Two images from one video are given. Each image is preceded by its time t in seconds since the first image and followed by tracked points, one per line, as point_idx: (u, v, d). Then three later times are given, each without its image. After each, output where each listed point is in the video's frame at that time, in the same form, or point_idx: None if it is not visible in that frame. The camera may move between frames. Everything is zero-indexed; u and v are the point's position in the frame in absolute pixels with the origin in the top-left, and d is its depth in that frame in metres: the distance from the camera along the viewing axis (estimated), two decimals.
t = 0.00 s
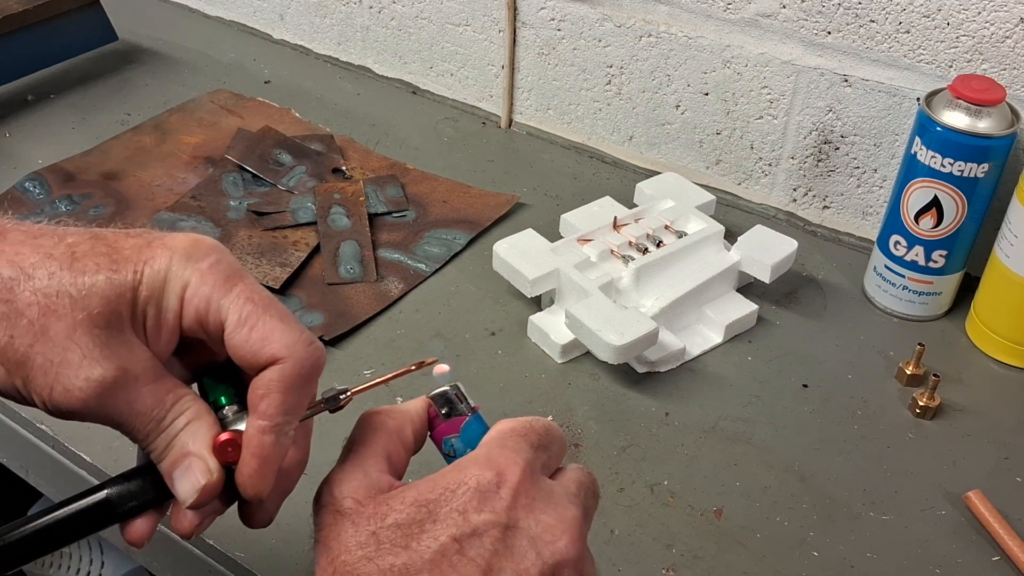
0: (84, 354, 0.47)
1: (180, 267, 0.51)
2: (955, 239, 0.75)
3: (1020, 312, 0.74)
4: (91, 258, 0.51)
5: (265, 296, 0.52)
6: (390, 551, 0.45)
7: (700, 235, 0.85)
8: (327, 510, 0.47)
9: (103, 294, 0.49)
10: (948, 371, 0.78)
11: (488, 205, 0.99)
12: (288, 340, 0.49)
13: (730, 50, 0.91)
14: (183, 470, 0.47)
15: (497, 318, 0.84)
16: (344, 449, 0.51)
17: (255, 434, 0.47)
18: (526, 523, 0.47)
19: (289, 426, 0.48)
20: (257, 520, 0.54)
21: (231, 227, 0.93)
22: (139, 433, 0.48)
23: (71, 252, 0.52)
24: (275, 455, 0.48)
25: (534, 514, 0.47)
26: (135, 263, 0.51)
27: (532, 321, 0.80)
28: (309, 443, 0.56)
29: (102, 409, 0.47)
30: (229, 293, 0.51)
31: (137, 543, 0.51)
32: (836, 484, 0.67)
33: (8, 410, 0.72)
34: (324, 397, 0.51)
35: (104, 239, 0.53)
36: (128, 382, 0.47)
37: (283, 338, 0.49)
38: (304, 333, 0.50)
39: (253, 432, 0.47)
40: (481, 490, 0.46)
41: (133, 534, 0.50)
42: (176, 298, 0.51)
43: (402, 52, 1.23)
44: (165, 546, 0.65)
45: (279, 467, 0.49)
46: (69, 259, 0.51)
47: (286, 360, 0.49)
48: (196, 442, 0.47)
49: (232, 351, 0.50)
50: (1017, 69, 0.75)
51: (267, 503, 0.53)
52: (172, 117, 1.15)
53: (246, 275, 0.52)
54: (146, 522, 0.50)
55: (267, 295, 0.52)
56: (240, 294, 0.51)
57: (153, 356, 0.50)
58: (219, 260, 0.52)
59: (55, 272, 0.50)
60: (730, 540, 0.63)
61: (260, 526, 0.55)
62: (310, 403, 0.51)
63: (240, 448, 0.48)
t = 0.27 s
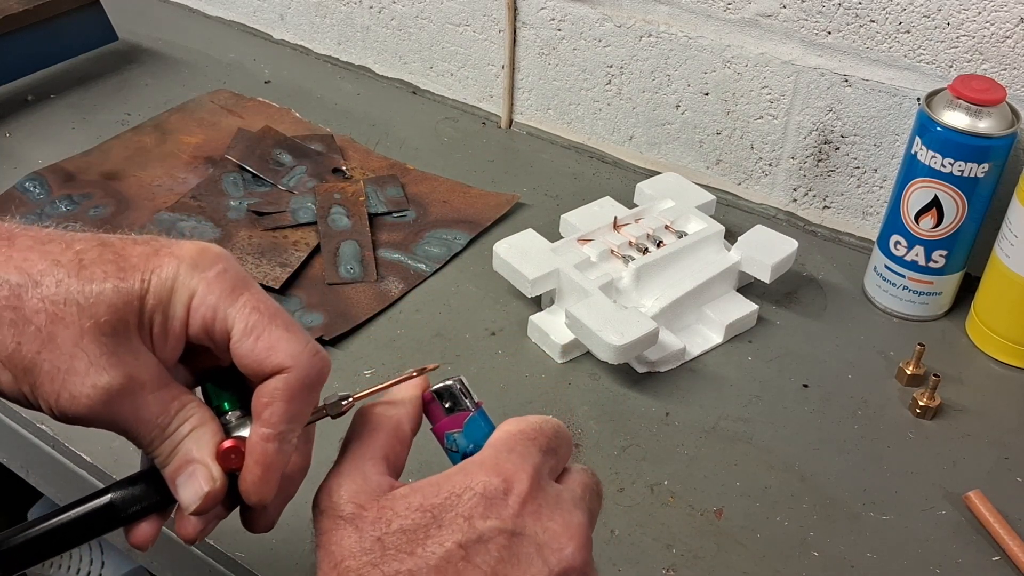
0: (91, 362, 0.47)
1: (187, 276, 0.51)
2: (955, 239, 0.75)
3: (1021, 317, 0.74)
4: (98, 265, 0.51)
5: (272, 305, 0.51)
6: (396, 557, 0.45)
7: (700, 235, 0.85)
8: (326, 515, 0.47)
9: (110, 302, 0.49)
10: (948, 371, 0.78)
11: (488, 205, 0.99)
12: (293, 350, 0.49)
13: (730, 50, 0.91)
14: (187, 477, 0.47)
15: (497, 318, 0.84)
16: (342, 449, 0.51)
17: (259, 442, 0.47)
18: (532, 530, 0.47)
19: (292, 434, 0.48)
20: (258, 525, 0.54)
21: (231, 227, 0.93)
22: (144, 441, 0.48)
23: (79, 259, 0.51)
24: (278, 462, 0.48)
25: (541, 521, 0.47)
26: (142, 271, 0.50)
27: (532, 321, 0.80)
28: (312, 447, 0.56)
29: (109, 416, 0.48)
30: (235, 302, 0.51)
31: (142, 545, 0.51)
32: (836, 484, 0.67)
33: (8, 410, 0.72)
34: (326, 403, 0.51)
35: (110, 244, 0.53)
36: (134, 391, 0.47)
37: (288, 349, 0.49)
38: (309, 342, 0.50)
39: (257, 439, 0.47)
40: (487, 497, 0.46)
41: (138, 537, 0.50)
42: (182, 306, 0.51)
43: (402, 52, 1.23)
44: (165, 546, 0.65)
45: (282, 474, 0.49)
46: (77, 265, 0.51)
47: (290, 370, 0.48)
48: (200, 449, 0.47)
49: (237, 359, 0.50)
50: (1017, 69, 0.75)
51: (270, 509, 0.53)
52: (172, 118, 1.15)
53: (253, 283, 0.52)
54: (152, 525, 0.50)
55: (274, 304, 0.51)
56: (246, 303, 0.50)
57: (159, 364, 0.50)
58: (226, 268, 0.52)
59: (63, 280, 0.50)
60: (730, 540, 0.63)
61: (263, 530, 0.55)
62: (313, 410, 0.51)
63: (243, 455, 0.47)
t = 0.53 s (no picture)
0: (97, 365, 0.47)
1: (192, 277, 0.51)
2: (955, 239, 0.75)
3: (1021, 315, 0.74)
4: (103, 267, 0.51)
5: (277, 306, 0.51)
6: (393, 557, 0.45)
7: (700, 235, 0.85)
8: (327, 514, 0.47)
9: (115, 304, 0.49)
10: (948, 371, 0.78)
11: (488, 205, 0.99)
12: (299, 349, 0.49)
13: (730, 50, 0.91)
14: (189, 479, 0.47)
15: (497, 318, 0.84)
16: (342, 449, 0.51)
17: (260, 439, 0.47)
18: (530, 528, 0.47)
19: (294, 432, 0.48)
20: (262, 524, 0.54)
21: (231, 227, 0.93)
22: (149, 443, 0.48)
23: (85, 261, 0.51)
24: (280, 459, 0.48)
25: (538, 519, 0.47)
26: (147, 273, 0.50)
27: (532, 321, 0.80)
28: (314, 446, 0.56)
29: (114, 418, 0.48)
30: (240, 303, 0.51)
31: (148, 546, 0.51)
32: (836, 484, 0.67)
33: (8, 410, 0.72)
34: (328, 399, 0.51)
35: (115, 246, 0.53)
36: (139, 393, 0.47)
37: (293, 349, 0.49)
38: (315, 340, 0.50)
39: (258, 436, 0.47)
40: (484, 495, 0.46)
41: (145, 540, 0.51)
42: (188, 308, 0.51)
43: (402, 52, 1.23)
44: (165, 546, 0.65)
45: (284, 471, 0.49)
46: (82, 267, 0.51)
47: (295, 369, 0.48)
48: (203, 452, 0.48)
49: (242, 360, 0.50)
50: (1017, 69, 0.75)
51: (273, 507, 0.54)
52: (172, 118, 1.15)
53: (258, 284, 0.52)
54: (158, 525, 0.50)
55: (279, 305, 0.51)
56: (251, 304, 0.50)
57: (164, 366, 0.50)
58: (231, 269, 0.52)
59: (69, 282, 0.50)
60: (730, 540, 0.63)
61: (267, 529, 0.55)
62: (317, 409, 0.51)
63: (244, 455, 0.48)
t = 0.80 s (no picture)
0: (95, 366, 0.48)
1: (190, 278, 0.51)
2: (955, 239, 0.75)
3: (1020, 315, 0.74)
4: (102, 268, 0.51)
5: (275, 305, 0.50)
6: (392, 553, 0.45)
7: (700, 235, 0.85)
8: (329, 508, 0.47)
9: (114, 306, 0.49)
10: (948, 371, 0.78)
11: (488, 205, 0.99)
12: (297, 349, 0.48)
13: (730, 50, 0.91)
14: (189, 479, 0.47)
15: (497, 318, 0.84)
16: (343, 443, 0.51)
17: (259, 437, 0.47)
18: (529, 523, 0.47)
19: (292, 430, 0.48)
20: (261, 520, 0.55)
21: (231, 227, 0.93)
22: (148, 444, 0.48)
23: (84, 262, 0.52)
24: (279, 458, 0.48)
25: (538, 514, 0.47)
26: (145, 274, 0.50)
27: (532, 321, 0.80)
28: (313, 443, 0.56)
29: (114, 419, 0.48)
30: (238, 302, 0.50)
31: (149, 543, 0.51)
32: (836, 484, 0.67)
33: (8, 410, 0.72)
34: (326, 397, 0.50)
35: (113, 247, 0.53)
36: (139, 394, 0.48)
37: (292, 348, 0.48)
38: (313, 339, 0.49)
39: (256, 435, 0.47)
40: (485, 490, 0.46)
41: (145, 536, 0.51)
42: (186, 309, 0.51)
43: (402, 52, 1.23)
44: (165, 546, 0.65)
45: (284, 468, 0.49)
46: (81, 269, 0.51)
47: (293, 368, 0.48)
48: (202, 452, 0.48)
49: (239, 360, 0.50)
50: (1017, 69, 0.75)
51: (275, 502, 0.54)
52: (172, 117, 1.15)
53: (256, 284, 0.51)
54: (158, 522, 0.51)
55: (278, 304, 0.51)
56: (249, 304, 0.50)
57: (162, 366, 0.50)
58: (229, 269, 0.51)
59: (67, 284, 0.50)
60: (730, 540, 0.63)
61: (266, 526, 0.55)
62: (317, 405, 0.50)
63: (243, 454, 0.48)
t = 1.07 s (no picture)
0: (109, 370, 0.49)
1: (198, 279, 0.51)
2: (955, 239, 0.75)
3: (1021, 315, 0.74)
4: (110, 270, 0.51)
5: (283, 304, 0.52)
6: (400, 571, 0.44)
7: (701, 234, 0.85)
8: None
9: (124, 310, 0.50)
10: (948, 371, 0.78)
11: (489, 205, 0.99)
12: (305, 348, 0.50)
13: (730, 50, 0.91)
14: (204, 474, 0.49)
15: (497, 318, 0.84)
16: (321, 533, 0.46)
17: (271, 433, 0.50)
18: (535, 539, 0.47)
19: (303, 425, 0.51)
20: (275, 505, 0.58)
21: (231, 227, 0.93)
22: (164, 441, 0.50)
23: (91, 263, 0.52)
24: (291, 451, 0.51)
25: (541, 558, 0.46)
26: (153, 276, 0.51)
27: (532, 322, 0.80)
28: (323, 432, 0.60)
29: (130, 419, 0.50)
30: (246, 302, 0.51)
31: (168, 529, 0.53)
32: (836, 484, 0.67)
33: (9, 410, 0.72)
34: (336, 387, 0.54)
35: (120, 250, 0.53)
36: (153, 396, 0.49)
37: (301, 347, 0.50)
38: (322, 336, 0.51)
39: (269, 431, 0.50)
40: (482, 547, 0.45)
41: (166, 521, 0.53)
42: (195, 310, 0.51)
43: (402, 52, 1.23)
44: (165, 547, 0.65)
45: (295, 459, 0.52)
46: (89, 271, 0.51)
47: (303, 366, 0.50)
48: (216, 448, 0.50)
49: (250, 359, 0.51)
50: (1017, 69, 0.75)
51: (288, 491, 0.57)
52: (172, 117, 1.15)
53: (263, 283, 0.53)
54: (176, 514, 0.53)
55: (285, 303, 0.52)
56: (257, 304, 0.51)
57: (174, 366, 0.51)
58: (236, 269, 0.52)
59: (76, 288, 0.50)
60: (730, 540, 0.63)
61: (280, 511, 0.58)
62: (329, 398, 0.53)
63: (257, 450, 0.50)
